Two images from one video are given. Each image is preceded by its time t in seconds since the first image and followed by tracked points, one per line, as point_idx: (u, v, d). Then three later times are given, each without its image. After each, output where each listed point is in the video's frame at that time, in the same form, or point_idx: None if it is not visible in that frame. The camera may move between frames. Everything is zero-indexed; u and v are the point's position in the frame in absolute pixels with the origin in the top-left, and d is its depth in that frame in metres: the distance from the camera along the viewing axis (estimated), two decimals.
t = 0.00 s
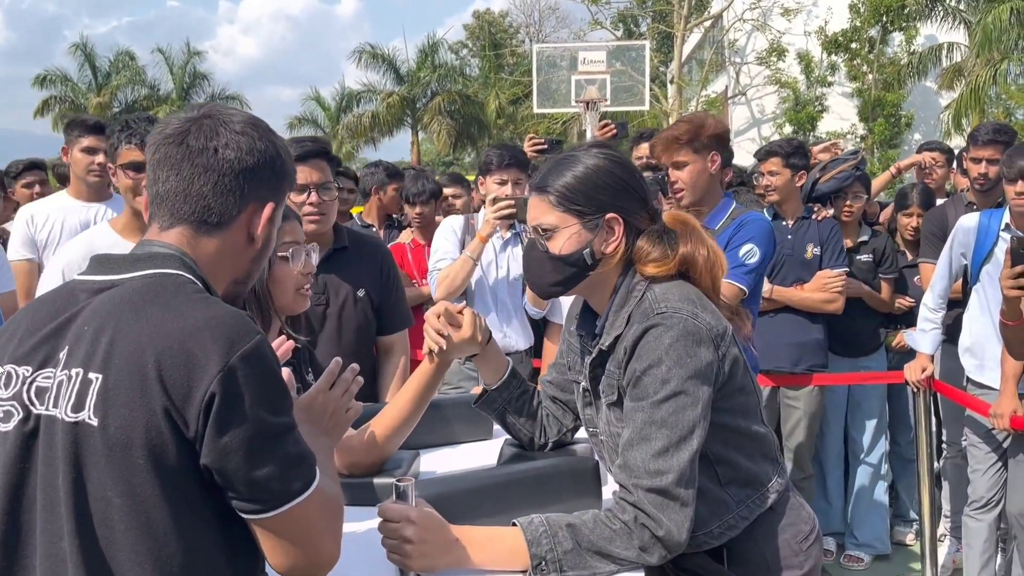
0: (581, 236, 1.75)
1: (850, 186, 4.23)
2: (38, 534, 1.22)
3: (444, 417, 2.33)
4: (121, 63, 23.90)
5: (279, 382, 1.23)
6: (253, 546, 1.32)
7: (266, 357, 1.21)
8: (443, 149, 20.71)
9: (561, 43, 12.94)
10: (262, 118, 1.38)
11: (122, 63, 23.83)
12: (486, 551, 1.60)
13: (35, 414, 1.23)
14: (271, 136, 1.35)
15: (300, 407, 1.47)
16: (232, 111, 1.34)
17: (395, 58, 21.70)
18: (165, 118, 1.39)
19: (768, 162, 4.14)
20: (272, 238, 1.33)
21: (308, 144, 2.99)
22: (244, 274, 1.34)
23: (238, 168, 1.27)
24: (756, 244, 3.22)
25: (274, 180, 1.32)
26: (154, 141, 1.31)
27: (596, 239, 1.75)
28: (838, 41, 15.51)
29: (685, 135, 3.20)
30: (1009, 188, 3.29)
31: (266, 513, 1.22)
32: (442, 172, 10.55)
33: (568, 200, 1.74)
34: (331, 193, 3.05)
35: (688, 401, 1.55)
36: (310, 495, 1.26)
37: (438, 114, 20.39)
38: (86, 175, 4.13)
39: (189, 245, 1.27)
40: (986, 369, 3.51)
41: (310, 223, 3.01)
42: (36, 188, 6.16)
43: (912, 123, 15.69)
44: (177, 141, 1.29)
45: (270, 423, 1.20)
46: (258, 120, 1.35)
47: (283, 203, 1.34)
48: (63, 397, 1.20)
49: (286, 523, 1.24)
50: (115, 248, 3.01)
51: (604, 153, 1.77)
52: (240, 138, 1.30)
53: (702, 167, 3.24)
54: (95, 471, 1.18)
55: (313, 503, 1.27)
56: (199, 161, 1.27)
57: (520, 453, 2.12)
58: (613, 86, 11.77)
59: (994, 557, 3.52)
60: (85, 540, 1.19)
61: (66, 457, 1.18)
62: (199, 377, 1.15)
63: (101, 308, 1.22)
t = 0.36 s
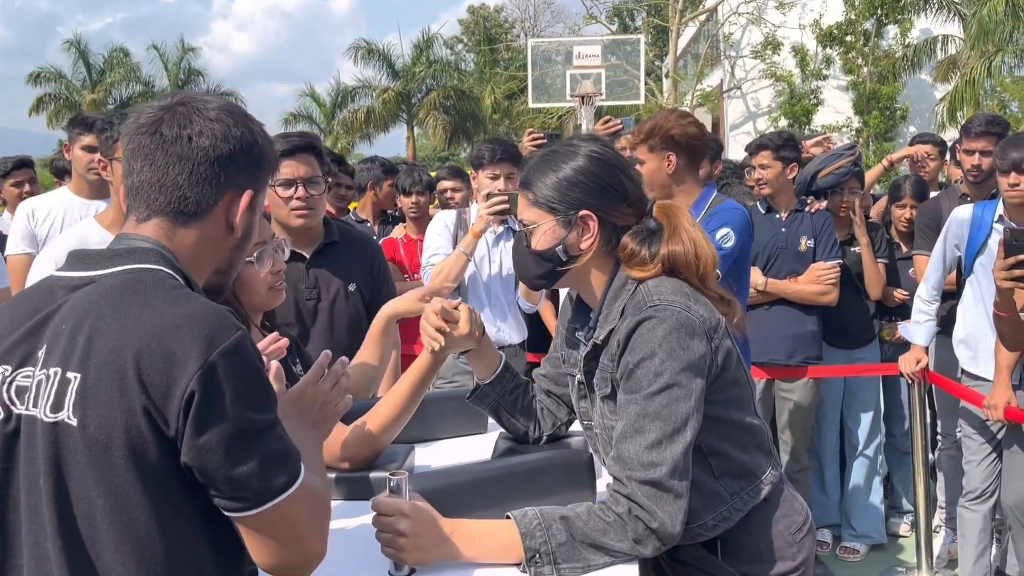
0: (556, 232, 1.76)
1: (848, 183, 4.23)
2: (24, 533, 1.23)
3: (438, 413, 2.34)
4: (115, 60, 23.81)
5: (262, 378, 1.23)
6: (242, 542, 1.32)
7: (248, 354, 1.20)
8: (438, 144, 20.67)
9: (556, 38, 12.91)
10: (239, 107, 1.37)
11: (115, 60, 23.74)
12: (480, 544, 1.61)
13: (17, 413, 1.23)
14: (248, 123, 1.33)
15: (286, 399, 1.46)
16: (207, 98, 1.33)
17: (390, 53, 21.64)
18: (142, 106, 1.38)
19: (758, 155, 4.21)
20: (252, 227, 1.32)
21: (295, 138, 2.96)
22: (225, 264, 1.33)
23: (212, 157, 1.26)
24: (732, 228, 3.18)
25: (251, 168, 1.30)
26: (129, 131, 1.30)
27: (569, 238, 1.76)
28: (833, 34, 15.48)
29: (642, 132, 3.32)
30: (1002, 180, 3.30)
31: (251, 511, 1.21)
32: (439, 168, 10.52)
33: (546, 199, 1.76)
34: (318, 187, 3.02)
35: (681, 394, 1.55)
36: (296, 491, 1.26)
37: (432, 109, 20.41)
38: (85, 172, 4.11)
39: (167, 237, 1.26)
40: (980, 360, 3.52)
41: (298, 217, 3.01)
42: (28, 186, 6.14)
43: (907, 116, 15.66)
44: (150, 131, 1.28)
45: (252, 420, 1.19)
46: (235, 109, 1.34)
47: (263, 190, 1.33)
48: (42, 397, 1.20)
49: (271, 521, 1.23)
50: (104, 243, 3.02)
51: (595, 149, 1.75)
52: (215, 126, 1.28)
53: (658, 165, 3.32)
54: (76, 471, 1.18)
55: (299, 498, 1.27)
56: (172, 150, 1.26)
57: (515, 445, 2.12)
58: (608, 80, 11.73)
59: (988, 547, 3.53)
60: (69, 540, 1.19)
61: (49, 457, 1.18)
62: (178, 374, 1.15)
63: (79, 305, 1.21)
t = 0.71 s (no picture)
0: (548, 228, 1.76)
1: (843, 176, 4.23)
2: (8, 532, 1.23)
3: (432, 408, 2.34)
4: (110, 55, 23.73)
5: (242, 373, 1.22)
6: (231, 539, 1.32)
7: (226, 350, 1.20)
8: (434, 139, 20.63)
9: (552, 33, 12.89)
10: (207, 89, 1.35)
11: (110, 55, 23.66)
12: (474, 540, 1.61)
13: None
14: (210, 105, 1.31)
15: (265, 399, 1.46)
16: (168, 83, 1.31)
17: (386, 48, 21.58)
18: (109, 96, 1.37)
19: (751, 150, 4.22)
20: (222, 210, 1.31)
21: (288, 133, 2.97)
22: (203, 253, 1.33)
23: (170, 142, 1.25)
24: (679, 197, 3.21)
25: (216, 150, 1.28)
26: (94, 125, 1.30)
27: (563, 232, 1.76)
28: (829, 28, 15.45)
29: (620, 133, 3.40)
30: (997, 174, 3.31)
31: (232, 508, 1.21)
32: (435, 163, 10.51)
33: (538, 196, 1.76)
34: (312, 181, 3.02)
35: (675, 388, 1.55)
36: (280, 484, 1.26)
37: (428, 104, 20.40)
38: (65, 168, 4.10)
39: (138, 230, 1.26)
40: (975, 354, 3.52)
41: (295, 211, 3.00)
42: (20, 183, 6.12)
43: (903, 110, 15.66)
44: (110, 121, 1.27)
45: (231, 416, 1.19)
46: (199, 91, 1.31)
47: (231, 172, 1.31)
48: (22, 395, 1.20)
49: (255, 516, 1.23)
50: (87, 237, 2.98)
51: (587, 145, 1.75)
52: (173, 111, 1.27)
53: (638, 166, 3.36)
54: (56, 469, 1.18)
55: (283, 492, 1.27)
56: (130, 140, 1.25)
57: (510, 440, 2.12)
58: (605, 75, 11.71)
59: (983, 540, 3.54)
60: (51, 538, 1.19)
61: (30, 455, 1.19)
62: (156, 370, 1.14)
63: (56, 302, 1.21)
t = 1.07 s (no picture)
0: (541, 224, 1.76)
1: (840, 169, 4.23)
2: None
3: (425, 402, 2.34)
4: (105, 50, 23.65)
5: (225, 367, 1.22)
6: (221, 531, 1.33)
7: (208, 343, 1.20)
8: (431, 134, 20.60)
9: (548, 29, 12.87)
10: (183, 78, 1.35)
11: (105, 50, 23.57)
12: (468, 534, 1.62)
13: None
14: (186, 94, 1.31)
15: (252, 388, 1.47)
16: (144, 74, 1.31)
17: (382, 43, 21.52)
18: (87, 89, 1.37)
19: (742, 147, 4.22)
20: (203, 200, 1.31)
21: (279, 129, 2.98)
22: (188, 244, 1.33)
23: (146, 133, 1.25)
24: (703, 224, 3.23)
25: (194, 139, 1.28)
26: (72, 119, 1.30)
27: (556, 228, 1.75)
28: (826, 25, 15.35)
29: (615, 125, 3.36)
30: (991, 169, 3.32)
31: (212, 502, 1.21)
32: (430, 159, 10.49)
33: (530, 192, 1.75)
34: (304, 176, 3.02)
35: (667, 382, 1.56)
36: (265, 477, 1.26)
37: (425, 99, 20.34)
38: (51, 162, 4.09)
39: (120, 223, 1.26)
40: (968, 350, 3.54)
41: (285, 206, 3.00)
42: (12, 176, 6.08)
43: (899, 106, 15.67)
44: (87, 115, 1.27)
45: (212, 410, 1.19)
46: (173, 81, 1.31)
47: (211, 161, 1.31)
48: (5, 389, 1.20)
49: (238, 510, 1.23)
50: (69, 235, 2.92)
51: (577, 139, 1.75)
52: (149, 101, 1.26)
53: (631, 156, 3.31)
54: (40, 464, 1.19)
55: (268, 485, 1.27)
56: (107, 132, 1.25)
57: (504, 435, 2.13)
58: (601, 70, 11.69)
59: (976, 535, 3.55)
60: (39, 532, 1.20)
61: (16, 449, 1.19)
62: (136, 364, 1.14)
63: (39, 297, 1.21)
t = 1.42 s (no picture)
0: (522, 224, 1.78)
1: (838, 167, 4.22)
2: None
3: (415, 396, 2.34)
4: (105, 43, 23.62)
5: (201, 358, 1.22)
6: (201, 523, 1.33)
7: (182, 333, 1.19)
8: (431, 130, 20.57)
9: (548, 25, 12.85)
10: (158, 69, 1.34)
11: (105, 44, 23.53)
12: (455, 528, 1.62)
13: None
14: (159, 84, 1.30)
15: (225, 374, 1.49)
16: (117, 64, 1.31)
17: (382, 38, 21.48)
18: (63, 82, 1.36)
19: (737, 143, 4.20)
20: (179, 190, 1.31)
21: (268, 125, 3.00)
22: (166, 235, 1.32)
23: (118, 124, 1.24)
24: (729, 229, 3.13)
25: (168, 129, 1.28)
26: (47, 113, 1.30)
27: (535, 227, 1.77)
28: (826, 21, 15.18)
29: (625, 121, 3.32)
30: (985, 166, 3.31)
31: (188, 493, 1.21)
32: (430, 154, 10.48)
33: (510, 192, 1.77)
34: (294, 171, 3.03)
35: (653, 377, 1.55)
36: (242, 468, 1.26)
37: (425, 95, 20.31)
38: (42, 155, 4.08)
39: (96, 215, 1.26)
40: (962, 347, 3.54)
41: (275, 202, 2.99)
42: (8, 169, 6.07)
43: (900, 103, 15.65)
44: (61, 108, 1.27)
45: (186, 401, 1.19)
46: (147, 71, 1.31)
47: (185, 151, 1.30)
48: None
49: (215, 501, 1.23)
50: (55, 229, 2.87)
51: (556, 139, 1.76)
52: (120, 93, 1.26)
53: (641, 153, 3.27)
54: (16, 456, 1.19)
55: (245, 477, 1.26)
56: (80, 123, 1.25)
57: (493, 429, 2.13)
58: (601, 66, 11.66)
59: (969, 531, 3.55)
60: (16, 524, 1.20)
61: None
62: (109, 354, 1.14)
63: (13, 289, 1.21)
